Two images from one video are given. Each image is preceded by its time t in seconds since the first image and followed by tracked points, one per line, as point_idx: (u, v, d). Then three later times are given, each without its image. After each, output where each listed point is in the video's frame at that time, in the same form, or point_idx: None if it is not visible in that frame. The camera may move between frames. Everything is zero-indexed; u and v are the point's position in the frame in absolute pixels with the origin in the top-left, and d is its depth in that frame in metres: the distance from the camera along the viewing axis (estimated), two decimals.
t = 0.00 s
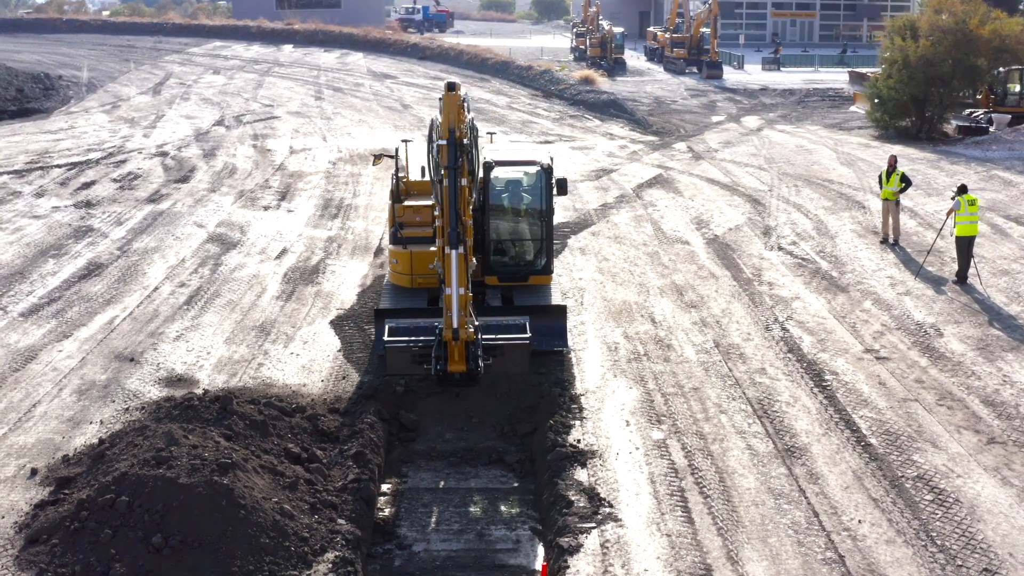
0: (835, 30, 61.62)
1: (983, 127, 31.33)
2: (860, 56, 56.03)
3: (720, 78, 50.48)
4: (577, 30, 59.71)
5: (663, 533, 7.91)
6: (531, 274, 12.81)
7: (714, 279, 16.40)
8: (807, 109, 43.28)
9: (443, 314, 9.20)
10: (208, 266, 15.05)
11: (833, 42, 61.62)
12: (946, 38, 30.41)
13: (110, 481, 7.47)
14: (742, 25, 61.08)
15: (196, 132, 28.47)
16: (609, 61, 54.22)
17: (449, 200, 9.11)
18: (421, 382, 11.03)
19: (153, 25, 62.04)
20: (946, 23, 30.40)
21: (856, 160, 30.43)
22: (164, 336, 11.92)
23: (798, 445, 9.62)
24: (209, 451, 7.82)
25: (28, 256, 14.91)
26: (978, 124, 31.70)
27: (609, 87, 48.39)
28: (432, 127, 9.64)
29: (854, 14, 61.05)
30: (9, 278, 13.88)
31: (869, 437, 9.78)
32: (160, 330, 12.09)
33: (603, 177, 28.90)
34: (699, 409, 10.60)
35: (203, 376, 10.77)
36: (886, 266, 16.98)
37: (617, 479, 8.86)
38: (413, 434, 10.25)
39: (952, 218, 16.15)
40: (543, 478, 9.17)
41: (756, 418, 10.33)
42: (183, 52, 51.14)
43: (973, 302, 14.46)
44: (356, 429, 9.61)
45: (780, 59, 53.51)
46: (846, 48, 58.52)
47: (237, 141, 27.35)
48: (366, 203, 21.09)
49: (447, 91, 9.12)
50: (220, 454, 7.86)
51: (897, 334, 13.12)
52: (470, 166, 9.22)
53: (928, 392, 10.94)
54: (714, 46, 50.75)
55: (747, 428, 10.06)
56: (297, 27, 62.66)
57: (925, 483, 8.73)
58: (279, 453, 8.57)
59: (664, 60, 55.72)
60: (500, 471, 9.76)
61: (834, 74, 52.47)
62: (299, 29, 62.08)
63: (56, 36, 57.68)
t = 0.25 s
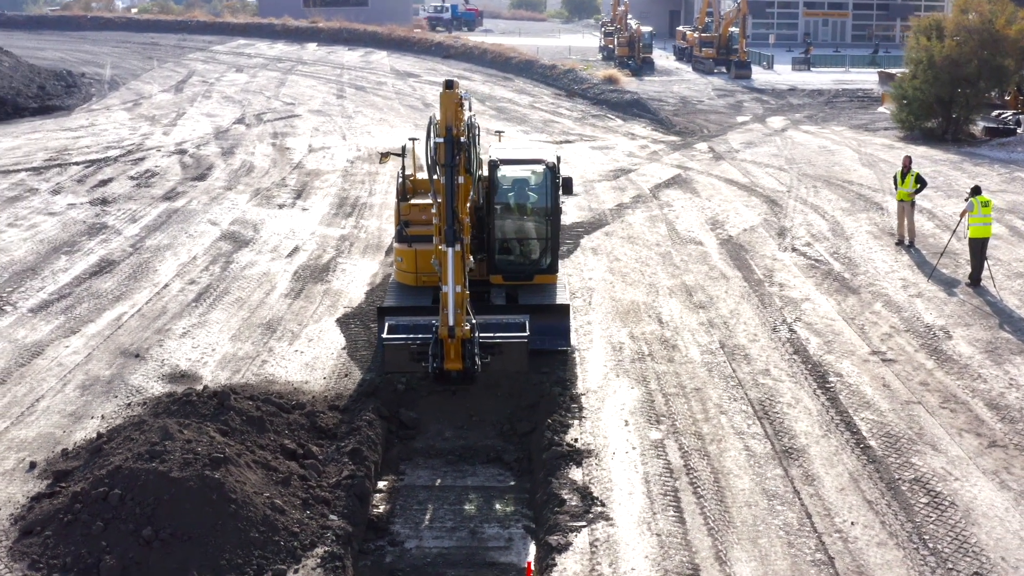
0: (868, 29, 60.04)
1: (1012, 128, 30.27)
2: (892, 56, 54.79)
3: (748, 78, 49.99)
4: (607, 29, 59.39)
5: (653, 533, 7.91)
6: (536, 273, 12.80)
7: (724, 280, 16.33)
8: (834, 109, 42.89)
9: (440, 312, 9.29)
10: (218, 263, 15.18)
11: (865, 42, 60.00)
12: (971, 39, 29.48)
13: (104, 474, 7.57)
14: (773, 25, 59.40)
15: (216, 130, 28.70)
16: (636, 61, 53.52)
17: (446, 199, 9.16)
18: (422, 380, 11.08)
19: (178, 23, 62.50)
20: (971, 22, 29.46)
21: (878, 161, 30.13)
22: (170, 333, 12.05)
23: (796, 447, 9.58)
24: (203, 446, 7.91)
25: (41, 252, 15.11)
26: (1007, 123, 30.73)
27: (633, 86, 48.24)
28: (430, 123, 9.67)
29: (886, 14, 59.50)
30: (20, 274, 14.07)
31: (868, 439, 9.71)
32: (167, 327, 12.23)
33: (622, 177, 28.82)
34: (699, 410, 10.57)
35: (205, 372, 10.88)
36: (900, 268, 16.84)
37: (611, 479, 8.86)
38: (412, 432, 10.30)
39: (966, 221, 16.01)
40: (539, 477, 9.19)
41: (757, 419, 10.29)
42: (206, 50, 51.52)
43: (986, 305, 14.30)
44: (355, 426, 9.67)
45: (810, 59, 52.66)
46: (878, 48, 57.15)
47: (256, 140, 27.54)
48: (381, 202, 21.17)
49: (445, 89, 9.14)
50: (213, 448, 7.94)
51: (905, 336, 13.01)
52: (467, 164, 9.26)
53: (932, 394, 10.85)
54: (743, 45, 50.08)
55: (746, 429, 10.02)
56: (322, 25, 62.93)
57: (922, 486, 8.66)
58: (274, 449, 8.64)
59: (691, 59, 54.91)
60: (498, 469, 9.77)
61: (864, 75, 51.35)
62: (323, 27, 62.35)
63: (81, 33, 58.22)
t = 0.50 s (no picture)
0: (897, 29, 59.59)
1: None
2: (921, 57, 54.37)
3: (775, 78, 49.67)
4: (633, 29, 59.13)
5: (646, 533, 7.89)
6: (541, 273, 12.77)
7: (734, 281, 16.26)
8: (859, 110, 42.56)
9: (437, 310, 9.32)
10: (227, 262, 15.30)
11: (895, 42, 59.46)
12: (997, 38, 28.66)
13: (99, 469, 7.65)
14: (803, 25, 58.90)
15: (234, 128, 28.90)
16: (663, 61, 53.23)
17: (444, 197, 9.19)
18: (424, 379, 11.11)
19: (200, 21, 62.91)
20: (996, 22, 28.72)
21: (898, 163, 29.89)
22: (176, 330, 12.15)
23: (795, 448, 9.53)
24: (198, 442, 7.97)
25: (53, 250, 15.28)
26: None
27: (655, 86, 48.10)
28: (429, 121, 9.69)
29: (916, 14, 59.03)
30: (31, 272, 14.24)
31: (869, 442, 9.64)
32: (173, 324, 12.33)
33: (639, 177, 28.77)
34: (700, 411, 10.53)
35: (208, 370, 10.97)
36: (912, 270, 16.72)
37: (607, 479, 8.85)
38: (412, 431, 10.32)
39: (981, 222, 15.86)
40: (535, 476, 9.19)
41: (757, 421, 10.23)
42: (227, 49, 51.88)
43: (997, 308, 14.16)
44: (353, 424, 9.71)
45: (838, 59, 52.31)
46: (908, 49, 56.71)
47: (273, 138, 27.72)
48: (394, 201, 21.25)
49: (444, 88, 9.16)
50: (208, 444, 8.01)
51: (913, 339, 12.91)
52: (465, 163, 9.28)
53: (936, 397, 10.76)
54: (769, 45, 49.95)
55: (746, 431, 9.97)
56: (344, 23, 63.15)
57: (920, 488, 8.59)
58: (271, 446, 8.70)
59: (718, 59, 54.67)
60: (497, 469, 9.77)
61: (894, 75, 50.97)
62: (345, 25, 62.59)
63: (103, 31, 58.68)
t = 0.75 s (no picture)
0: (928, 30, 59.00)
1: None
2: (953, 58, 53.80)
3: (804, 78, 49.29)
4: (661, 29, 58.80)
5: (634, 534, 7.89)
6: (545, 273, 12.73)
7: (743, 283, 16.20)
8: (886, 111, 42.18)
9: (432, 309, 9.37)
10: (236, 260, 15.43)
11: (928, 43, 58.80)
12: None
13: (93, 464, 7.78)
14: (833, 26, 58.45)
15: (253, 127, 29.12)
16: (690, 60, 52.89)
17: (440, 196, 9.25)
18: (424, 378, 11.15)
19: (224, 20, 63.40)
20: None
21: (919, 166, 29.63)
22: (180, 328, 12.28)
23: (791, 450, 9.48)
24: (191, 438, 8.07)
25: (64, 247, 15.49)
26: None
27: (678, 87, 47.93)
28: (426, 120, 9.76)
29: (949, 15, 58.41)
30: (42, 269, 14.43)
31: (867, 445, 9.58)
32: (179, 322, 12.46)
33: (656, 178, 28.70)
34: (699, 412, 10.50)
35: (209, 368, 11.07)
36: (924, 273, 16.57)
37: (600, 479, 8.86)
38: (410, 429, 10.37)
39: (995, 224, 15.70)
40: (529, 476, 9.21)
41: (756, 423, 10.19)
42: (249, 47, 52.28)
43: (1009, 312, 14.00)
44: (350, 423, 9.77)
45: (868, 60, 51.84)
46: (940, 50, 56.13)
47: (291, 137, 27.91)
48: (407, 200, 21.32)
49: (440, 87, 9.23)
50: (201, 440, 8.10)
51: (920, 342, 12.80)
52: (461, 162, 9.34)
53: (939, 401, 10.68)
54: (798, 46, 49.53)
55: (744, 432, 9.94)
56: (367, 22, 63.41)
57: (915, 492, 8.53)
58: (265, 444, 8.79)
59: (747, 59, 54.33)
60: (493, 468, 9.79)
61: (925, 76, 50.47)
62: (369, 24, 62.85)
63: (128, 30, 59.28)
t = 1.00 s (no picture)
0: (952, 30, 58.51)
1: None
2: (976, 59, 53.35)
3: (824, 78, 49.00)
4: (682, 30, 58.53)
5: (621, 534, 7.88)
6: (544, 273, 12.71)
7: (747, 284, 16.14)
8: (906, 112, 41.87)
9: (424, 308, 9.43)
10: (240, 260, 15.50)
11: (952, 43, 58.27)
12: None
13: (84, 461, 7.84)
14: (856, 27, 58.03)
15: (265, 127, 29.25)
16: (710, 61, 52.65)
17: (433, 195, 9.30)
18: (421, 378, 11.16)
19: (241, 19, 63.71)
20: None
21: (934, 167, 29.41)
22: (180, 327, 12.36)
23: (785, 453, 9.44)
24: (182, 435, 8.12)
25: (70, 246, 15.61)
26: None
27: (695, 87, 47.76)
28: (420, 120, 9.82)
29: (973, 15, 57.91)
30: (46, 268, 14.55)
31: (861, 447, 9.52)
32: (179, 321, 12.53)
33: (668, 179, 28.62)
34: (694, 414, 10.47)
35: (206, 368, 11.14)
36: (931, 275, 16.45)
37: (591, 479, 8.86)
38: (405, 429, 10.39)
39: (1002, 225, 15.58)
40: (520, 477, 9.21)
41: (751, 425, 10.16)
42: (265, 47, 52.54)
43: (1014, 315, 13.88)
44: (344, 422, 9.80)
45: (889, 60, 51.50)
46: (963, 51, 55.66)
47: (303, 137, 28.03)
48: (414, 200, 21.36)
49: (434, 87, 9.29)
50: (192, 438, 8.15)
51: (922, 344, 12.71)
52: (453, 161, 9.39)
53: (938, 403, 10.60)
54: (819, 46, 49.22)
55: (738, 434, 9.90)
56: (384, 21, 63.55)
57: (907, 495, 8.47)
58: (257, 442, 8.83)
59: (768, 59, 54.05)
60: (486, 468, 9.79)
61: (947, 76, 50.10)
62: (385, 23, 62.99)
63: (145, 29, 59.68)
